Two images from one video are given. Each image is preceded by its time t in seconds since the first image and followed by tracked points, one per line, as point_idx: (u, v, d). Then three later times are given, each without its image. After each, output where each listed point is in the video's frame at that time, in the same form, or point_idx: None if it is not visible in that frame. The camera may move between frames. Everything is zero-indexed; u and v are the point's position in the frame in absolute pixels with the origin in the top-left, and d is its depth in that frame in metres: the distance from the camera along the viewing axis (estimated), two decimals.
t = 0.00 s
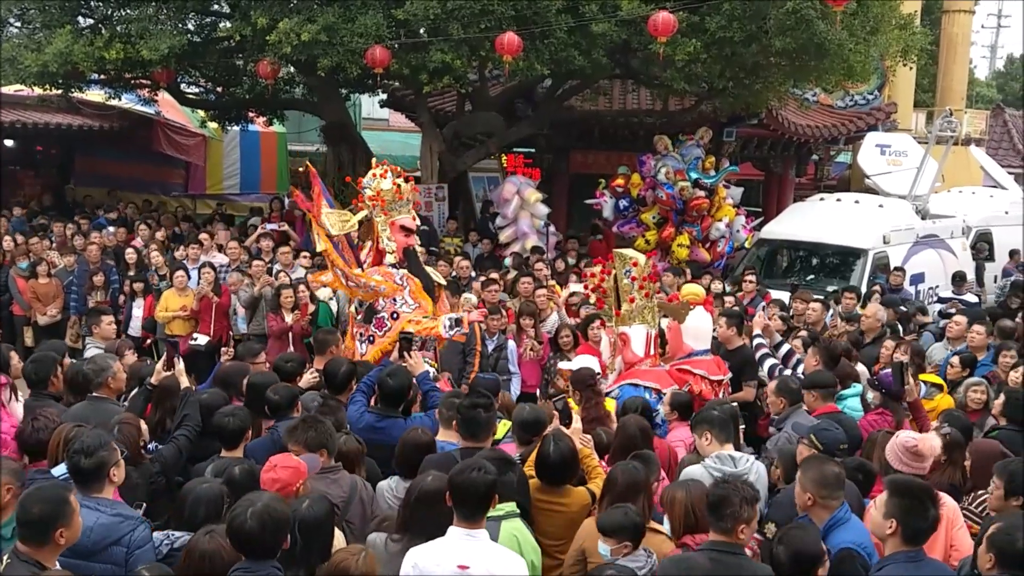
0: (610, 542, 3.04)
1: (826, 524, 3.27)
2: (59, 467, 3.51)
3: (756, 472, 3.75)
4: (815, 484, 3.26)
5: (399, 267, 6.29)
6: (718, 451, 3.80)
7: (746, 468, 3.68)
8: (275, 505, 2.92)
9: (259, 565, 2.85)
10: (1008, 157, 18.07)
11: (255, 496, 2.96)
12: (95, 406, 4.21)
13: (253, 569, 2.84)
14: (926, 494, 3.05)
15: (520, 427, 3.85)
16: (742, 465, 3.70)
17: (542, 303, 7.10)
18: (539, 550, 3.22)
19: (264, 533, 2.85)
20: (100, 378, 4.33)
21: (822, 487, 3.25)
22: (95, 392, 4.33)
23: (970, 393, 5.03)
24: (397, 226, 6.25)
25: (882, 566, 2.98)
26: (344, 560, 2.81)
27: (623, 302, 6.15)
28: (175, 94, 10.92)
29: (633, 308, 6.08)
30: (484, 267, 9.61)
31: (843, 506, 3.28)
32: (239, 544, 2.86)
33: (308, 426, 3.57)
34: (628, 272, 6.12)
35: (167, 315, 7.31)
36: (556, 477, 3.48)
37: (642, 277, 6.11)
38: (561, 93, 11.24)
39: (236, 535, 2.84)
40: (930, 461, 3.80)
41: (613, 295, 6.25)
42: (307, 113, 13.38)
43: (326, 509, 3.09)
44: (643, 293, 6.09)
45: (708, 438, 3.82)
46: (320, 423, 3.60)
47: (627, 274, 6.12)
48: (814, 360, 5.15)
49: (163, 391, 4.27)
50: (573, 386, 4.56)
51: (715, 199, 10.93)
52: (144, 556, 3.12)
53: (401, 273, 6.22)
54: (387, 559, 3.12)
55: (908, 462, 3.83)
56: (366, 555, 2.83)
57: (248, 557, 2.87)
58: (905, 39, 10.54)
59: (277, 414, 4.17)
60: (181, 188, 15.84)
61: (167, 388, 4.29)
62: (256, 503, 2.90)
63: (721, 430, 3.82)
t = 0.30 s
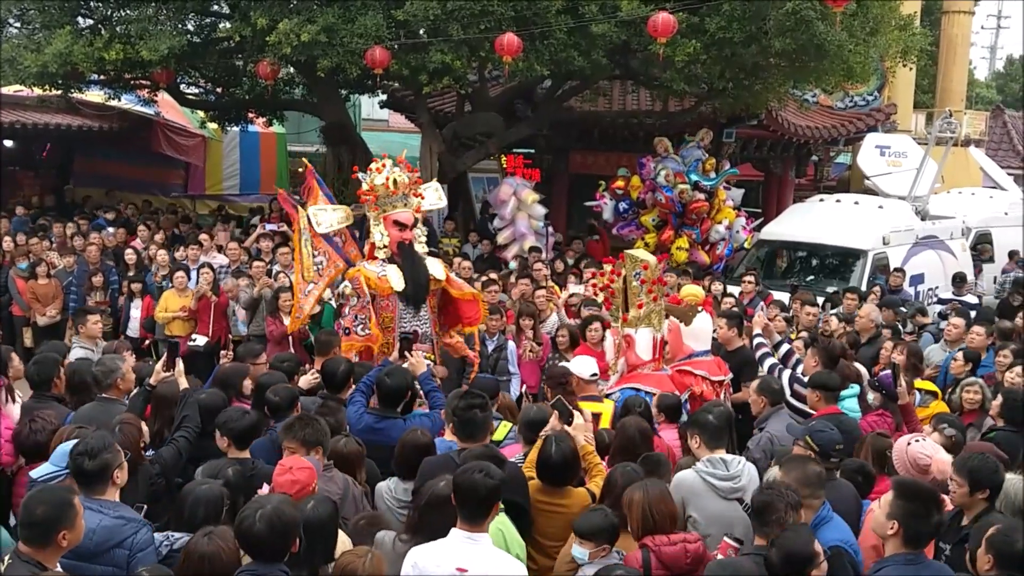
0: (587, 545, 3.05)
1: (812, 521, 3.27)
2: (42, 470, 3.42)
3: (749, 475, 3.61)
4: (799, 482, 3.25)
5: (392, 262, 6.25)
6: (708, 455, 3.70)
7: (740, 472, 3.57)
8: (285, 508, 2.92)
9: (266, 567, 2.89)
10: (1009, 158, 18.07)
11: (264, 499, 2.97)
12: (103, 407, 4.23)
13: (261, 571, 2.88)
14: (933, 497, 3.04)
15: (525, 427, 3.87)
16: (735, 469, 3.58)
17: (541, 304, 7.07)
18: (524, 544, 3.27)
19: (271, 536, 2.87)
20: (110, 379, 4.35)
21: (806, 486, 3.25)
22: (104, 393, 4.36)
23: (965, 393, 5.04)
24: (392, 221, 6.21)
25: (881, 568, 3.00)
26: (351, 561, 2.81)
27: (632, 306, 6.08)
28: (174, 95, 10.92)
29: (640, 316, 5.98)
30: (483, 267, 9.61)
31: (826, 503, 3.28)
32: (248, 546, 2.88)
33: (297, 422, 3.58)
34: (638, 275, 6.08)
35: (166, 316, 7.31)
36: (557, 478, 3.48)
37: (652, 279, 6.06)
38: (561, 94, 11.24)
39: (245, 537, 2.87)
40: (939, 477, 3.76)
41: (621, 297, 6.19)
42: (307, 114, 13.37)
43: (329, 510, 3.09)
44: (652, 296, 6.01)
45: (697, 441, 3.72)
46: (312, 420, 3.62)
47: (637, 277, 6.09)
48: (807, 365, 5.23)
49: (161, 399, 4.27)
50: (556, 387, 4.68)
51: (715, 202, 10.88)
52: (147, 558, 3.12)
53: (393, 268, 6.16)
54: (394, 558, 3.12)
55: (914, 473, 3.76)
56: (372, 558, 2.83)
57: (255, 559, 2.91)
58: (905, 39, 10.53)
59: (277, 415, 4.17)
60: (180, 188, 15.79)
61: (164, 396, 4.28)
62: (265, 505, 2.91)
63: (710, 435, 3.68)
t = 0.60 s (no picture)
0: (565, 540, 3.13)
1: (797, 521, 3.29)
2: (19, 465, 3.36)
3: (744, 480, 3.57)
4: (781, 484, 3.26)
5: (385, 257, 6.37)
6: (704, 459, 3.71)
7: (732, 478, 3.53)
8: (278, 508, 2.92)
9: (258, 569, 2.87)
10: (1010, 158, 18.05)
11: (257, 499, 2.96)
12: (110, 405, 4.30)
13: (256, 572, 2.86)
14: (939, 498, 3.04)
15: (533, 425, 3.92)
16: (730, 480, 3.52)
17: (542, 303, 7.07)
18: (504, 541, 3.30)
19: (264, 536, 2.87)
20: (117, 378, 4.40)
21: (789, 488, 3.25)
22: (110, 391, 4.41)
23: (965, 393, 5.02)
24: (386, 217, 6.31)
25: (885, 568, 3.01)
26: (360, 561, 2.81)
27: (640, 308, 6.01)
28: (175, 94, 10.91)
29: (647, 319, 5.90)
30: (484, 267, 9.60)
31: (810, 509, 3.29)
32: (240, 545, 2.88)
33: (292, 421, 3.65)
34: (647, 275, 6.01)
35: (167, 315, 7.32)
36: (560, 478, 3.48)
37: (661, 280, 5.97)
38: (562, 93, 11.24)
39: (238, 538, 2.87)
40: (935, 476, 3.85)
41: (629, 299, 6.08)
42: (309, 113, 13.36)
43: (336, 510, 3.07)
44: (659, 297, 5.93)
45: (696, 445, 3.73)
46: (305, 420, 3.68)
47: (646, 278, 6.01)
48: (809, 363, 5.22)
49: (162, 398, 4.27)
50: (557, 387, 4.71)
51: (716, 202, 10.85)
52: (150, 557, 3.13)
53: (384, 263, 6.30)
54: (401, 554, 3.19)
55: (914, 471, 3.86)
56: (382, 557, 2.83)
57: (251, 559, 2.90)
58: (907, 38, 10.51)
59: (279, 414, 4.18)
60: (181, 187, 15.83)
61: (166, 395, 4.27)
62: (258, 506, 2.91)
63: (709, 439, 3.69)
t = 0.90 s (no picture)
0: (548, 536, 3.18)
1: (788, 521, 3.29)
2: None
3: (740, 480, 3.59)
4: (775, 481, 3.23)
5: (377, 263, 6.35)
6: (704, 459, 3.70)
7: (726, 479, 3.55)
8: (269, 508, 2.91)
9: (254, 568, 2.86)
10: (1012, 157, 18.04)
11: (248, 499, 2.96)
12: (112, 403, 4.32)
13: (247, 572, 2.85)
14: (940, 498, 3.04)
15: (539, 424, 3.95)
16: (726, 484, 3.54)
17: (544, 302, 7.07)
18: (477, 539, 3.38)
19: (256, 536, 2.86)
20: (120, 374, 4.43)
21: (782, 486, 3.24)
22: (114, 388, 4.44)
23: (970, 393, 5.03)
24: (382, 224, 6.30)
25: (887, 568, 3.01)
26: (367, 561, 2.82)
27: (644, 308, 6.04)
28: (178, 92, 10.92)
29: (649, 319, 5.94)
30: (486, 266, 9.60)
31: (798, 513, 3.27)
32: (233, 545, 2.87)
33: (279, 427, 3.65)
34: (651, 275, 6.02)
35: (170, 313, 7.33)
36: (564, 479, 3.49)
37: (664, 279, 6.00)
38: (564, 92, 11.24)
39: (231, 538, 2.86)
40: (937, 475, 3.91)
41: (632, 299, 6.12)
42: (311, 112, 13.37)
43: (340, 509, 3.07)
44: (664, 297, 5.96)
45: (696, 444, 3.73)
46: (296, 422, 3.70)
47: (650, 277, 6.02)
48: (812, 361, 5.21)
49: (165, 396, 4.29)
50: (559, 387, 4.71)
51: (720, 201, 10.85)
52: (153, 556, 3.13)
53: (377, 270, 6.28)
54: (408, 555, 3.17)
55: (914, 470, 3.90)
56: (388, 557, 2.85)
57: (243, 559, 2.88)
58: (909, 37, 10.48)
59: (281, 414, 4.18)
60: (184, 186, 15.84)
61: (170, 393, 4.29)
62: (249, 506, 2.90)
63: (709, 441, 3.66)
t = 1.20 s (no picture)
0: (530, 535, 3.23)
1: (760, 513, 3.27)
2: None
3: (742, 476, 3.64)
4: (757, 474, 3.24)
5: (354, 248, 6.63)
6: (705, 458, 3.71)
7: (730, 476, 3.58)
8: (267, 508, 2.90)
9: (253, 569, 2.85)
10: (1014, 155, 18.04)
11: (247, 498, 2.94)
12: (114, 401, 4.33)
13: (248, 572, 2.85)
14: (930, 496, 3.03)
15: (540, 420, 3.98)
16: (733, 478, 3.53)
17: (546, 301, 7.06)
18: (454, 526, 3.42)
19: (254, 536, 2.84)
20: (122, 372, 4.48)
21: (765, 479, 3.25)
22: (116, 386, 4.45)
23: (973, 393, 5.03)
24: (371, 213, 6.59)
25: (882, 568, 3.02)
26: (358, 562, 2.82)
27: (644, 306, 6.03)
28: (180, 91, 10.92)
29: (649, 318, 5.93)
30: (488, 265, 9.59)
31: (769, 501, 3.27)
32: (231, 545, 2.86)
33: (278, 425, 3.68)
34: (652, 273, 6.01)
35: (172, 312, 7.25)
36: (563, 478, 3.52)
37: (665, 278, 5.99)
38: (566, 91, 11.23)
39: (230, 537, 2.85)
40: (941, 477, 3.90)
41: (632, 297, 6.11)
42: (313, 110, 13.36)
43: (342, 508, 3.07)
44: (664, 295, 5.96)
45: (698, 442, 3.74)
46: (290, 419, 3.73)
47: (651, 276, 6.01)
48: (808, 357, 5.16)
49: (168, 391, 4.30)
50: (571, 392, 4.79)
51: (721, 201, 10.84)
52: (155, 554, 3.11)
53: (347, 254, 6.58)
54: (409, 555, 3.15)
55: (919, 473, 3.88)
56: (377, 558, 2.84)
57: (242, 559, 2.88)
58: (911, 36, 10.45)
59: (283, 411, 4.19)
60: (186, 185, 15.93)
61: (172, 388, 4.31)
62: (247, 505, 2.88)
63: (711, 440, 3.66)
